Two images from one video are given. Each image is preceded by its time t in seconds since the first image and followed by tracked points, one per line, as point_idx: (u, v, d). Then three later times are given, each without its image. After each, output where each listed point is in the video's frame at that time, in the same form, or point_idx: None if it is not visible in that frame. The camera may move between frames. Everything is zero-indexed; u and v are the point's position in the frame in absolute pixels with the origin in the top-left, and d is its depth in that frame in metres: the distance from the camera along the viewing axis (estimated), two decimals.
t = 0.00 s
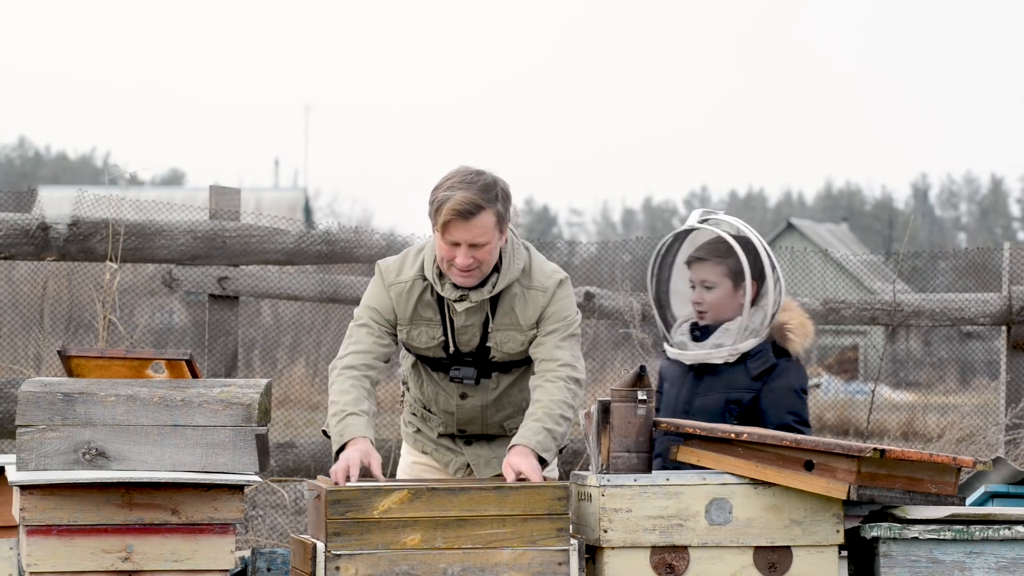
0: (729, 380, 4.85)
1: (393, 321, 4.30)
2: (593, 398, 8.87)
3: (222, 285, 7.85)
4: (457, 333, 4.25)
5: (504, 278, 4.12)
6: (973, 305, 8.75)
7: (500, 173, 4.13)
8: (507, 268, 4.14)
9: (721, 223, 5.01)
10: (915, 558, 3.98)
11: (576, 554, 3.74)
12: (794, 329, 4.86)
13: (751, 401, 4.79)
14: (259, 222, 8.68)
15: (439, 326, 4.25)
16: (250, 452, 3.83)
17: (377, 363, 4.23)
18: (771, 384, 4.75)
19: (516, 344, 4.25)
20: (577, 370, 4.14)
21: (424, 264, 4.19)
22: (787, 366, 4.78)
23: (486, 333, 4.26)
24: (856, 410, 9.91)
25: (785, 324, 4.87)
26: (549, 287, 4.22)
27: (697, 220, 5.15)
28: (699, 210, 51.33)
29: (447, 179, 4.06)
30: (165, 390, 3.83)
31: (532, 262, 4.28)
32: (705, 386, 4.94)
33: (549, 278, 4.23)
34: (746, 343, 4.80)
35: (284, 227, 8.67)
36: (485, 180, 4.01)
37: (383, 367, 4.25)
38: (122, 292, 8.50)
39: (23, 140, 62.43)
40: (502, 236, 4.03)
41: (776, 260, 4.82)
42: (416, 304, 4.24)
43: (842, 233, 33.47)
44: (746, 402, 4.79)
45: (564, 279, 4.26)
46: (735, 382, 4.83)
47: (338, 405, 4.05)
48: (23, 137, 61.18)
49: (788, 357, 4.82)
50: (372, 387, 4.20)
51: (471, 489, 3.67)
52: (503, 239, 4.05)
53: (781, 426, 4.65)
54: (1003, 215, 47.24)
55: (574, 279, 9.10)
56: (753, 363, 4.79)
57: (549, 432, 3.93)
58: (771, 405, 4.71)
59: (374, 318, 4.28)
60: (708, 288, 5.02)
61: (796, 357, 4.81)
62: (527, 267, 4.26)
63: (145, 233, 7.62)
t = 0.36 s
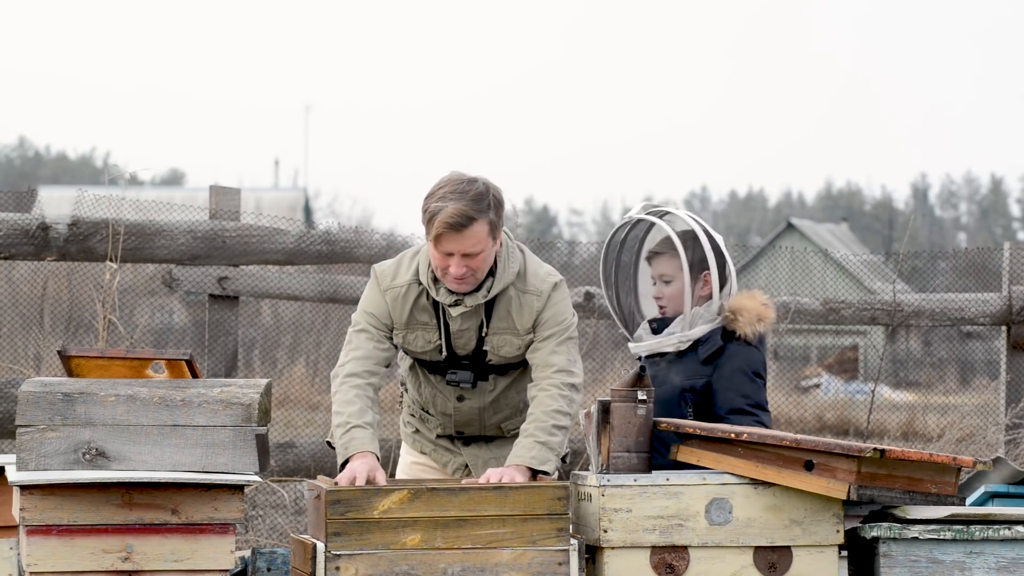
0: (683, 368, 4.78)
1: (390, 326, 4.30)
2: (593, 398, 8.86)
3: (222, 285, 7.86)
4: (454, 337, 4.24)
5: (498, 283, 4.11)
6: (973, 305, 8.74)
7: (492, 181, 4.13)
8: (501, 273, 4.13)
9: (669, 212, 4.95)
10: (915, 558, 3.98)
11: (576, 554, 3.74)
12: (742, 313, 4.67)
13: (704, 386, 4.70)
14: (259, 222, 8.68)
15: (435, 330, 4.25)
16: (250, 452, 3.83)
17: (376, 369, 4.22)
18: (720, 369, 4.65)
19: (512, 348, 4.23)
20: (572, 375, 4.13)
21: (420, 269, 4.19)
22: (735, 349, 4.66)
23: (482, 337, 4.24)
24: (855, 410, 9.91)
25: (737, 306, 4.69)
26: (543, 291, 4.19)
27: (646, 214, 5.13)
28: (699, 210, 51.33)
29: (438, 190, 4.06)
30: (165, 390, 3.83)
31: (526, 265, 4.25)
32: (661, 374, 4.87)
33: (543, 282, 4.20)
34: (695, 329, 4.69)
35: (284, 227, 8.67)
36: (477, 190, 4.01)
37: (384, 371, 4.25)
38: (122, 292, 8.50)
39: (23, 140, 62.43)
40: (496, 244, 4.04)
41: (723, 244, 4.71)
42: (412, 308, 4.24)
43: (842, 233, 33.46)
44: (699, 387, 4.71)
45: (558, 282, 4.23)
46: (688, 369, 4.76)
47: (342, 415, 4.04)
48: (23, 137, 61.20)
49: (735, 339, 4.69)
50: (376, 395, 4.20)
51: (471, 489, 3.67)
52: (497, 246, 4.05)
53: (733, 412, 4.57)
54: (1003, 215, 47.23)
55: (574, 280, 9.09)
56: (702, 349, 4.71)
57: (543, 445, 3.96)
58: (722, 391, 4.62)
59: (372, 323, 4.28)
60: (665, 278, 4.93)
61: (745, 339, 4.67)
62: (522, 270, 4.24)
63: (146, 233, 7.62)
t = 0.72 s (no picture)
0: (687, 369, 4.78)
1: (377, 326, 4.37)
2: (593, 398, 8.86)
3: (222, 285, 7.86)
4: (444, 332, 4.25)
5: (487, 277, 4.11)
6: (973, 305, 8.74)
7: (475, 172, 4.13)
8: (490, 266, 4.13)
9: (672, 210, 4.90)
10: (915, 558, 3.98)
11: (576, 554, 3.74)
12: (746, 313, 4.65)
13: (708, 387, 4.70)
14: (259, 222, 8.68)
15: (426, 325, 4.27)
16: (250, 452, 3.83)
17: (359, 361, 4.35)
18: (723, 370, 4.64)
19: (502, 343, 4.22)
20: (565, 370, 4.10)
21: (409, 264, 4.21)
22: (739, 351, 4.64)
23: (473, 332, 4.24)
24: (856, 410, 9.91)
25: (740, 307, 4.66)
26: (534, 286, 4.19)
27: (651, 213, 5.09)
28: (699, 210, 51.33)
29: (422, 183, 4.07)
30: (165, 390, 3.83)
31: (518, 260, 4.26)
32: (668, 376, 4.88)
33: (534, 277, 4.20)
34: (701, 331, 4.71)
35: (284, 227, 8.67)
36: (461, 181, 4.02)
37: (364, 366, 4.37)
38: (122, 292, 8.50)
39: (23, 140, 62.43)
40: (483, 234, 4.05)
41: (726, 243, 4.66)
42: (400, 302, 4.28)
43: (842, 233, 33.47)
44: (703, 388, 4.71)
45: (549, 278, 4.23)
46: (692, 370, 4.76)
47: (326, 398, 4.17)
48: (23, 137, 61.23)
49: (738, 340, 4.67)
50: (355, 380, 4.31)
51: (471, 489, 3.67)
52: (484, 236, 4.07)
53: (736, 413, 4.56)
54: (1002, 215, 47.24)
55: (574, 280, 9.10)
56: (706, 351, 4.72)
57: (538, 440, 3.91)
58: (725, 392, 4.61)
59: (357, 324, 4.37)
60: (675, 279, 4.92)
61: (748, 340, 4.65)
62: (514, 265, 4.24)
63: (146, 233, 7.62)
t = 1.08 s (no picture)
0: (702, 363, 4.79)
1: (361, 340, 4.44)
2: (593, 398, 8.86)
3: (222, 285, 7.86)
4: (422, 336, 4.26)
5: (453, 282, 4.11)
6: (973, 305, 8.74)
7: (419, 185, 3.99)
8: (457, 271, 4.12)
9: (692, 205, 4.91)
10: (915, 558, 3.98)
11: (576, 554, 3.74)
12: (761, 311, 4.64)
13: (720, 381, 4.69)
14: (259, 222, 8.68)
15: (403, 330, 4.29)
16: (250, 452, 3.83)
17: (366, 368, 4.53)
18: (734, 364, 4.63)
19: (479, 344, 4.22)
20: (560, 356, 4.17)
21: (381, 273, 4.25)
22: (750, 344, 4.63)
23: (451, 334, 4.24)
24: (856, 410, 9.91)
25: (756, 303, 4.66)
26: (507, 286, 4.18)
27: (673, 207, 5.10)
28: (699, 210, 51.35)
29: (372, 205, 3.96)
30: (165, 390, 3.83)
31: (490, 260, 4.25)
32: (684, 370, 4.88)
33: (508, 277, 4.20)
34: (715, 326, 4.70)
35: (284, 227, 8.67)
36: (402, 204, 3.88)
37: (382, 373, 4.61)
38: (122, 292, 8.50)
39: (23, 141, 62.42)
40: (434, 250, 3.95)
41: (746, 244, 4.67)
42: (376, 310, 4.32)
43: (842, 233, 33.47)
44: (715, 383, 4.70)
45: (524, 276, 4.22)
46: (706, 363, 4.76)
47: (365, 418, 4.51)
48: (23, 137, 61.17)
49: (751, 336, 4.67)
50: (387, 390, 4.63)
51: (471, 489, 3.68)
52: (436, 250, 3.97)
53: (744, 408, 4.54)
54: (1002, 215, 47.24)
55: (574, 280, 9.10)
56: (720, 345, 4.72)
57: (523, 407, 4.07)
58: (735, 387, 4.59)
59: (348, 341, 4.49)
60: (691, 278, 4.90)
61: (760, 335, 4.64)
62: (487, 265, 4.23)
63: (145, 233, 7.62)
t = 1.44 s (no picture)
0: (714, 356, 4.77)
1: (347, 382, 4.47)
2: (593, 398, 8.86)
3: (222, 285, 7.87)
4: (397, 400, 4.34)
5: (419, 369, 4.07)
6: (973, 305, 8.74)
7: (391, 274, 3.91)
8: (423, 359, 4.06)
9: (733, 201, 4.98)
10: (915, 558, 3.98)
11: (576, 554, 3.74)
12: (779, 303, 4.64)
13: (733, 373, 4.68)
14: (260, 222, 8.68)
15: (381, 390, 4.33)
16: (250, 452, 3.83)
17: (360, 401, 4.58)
18: (748, 354, 4.61)
19: (451, 418, 4.29)
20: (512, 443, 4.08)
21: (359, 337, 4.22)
22: (765, 335, 4.62)
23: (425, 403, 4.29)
24: (856, 410, 9.91)
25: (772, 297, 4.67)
26: (468, 378, 4.06)
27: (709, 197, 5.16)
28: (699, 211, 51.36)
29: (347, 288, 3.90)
30: (165, 390, 3.83)
31: (463, 341, 4.12)
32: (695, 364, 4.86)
33: (469, 367, 4.05)
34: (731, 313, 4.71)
35: (284, 226, 8.67)
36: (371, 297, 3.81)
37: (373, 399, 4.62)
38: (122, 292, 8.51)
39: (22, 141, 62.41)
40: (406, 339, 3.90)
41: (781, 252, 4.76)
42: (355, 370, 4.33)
43: (842, 233, 33.48)
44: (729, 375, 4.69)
45: (487, 366, 4.02)
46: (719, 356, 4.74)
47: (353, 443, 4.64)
48: (23, 138, 61.15)
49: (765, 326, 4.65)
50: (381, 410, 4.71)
51: (471, 489, 3.68)
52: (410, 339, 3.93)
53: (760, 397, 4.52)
54: (1002, 215, 47.24)
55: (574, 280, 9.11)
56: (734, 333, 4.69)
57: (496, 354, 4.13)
58: (750, 378, 4.58)
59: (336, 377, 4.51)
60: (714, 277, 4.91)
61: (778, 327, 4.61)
62: (460, 347, 4.11)
63: (145, 233, 7.62)
